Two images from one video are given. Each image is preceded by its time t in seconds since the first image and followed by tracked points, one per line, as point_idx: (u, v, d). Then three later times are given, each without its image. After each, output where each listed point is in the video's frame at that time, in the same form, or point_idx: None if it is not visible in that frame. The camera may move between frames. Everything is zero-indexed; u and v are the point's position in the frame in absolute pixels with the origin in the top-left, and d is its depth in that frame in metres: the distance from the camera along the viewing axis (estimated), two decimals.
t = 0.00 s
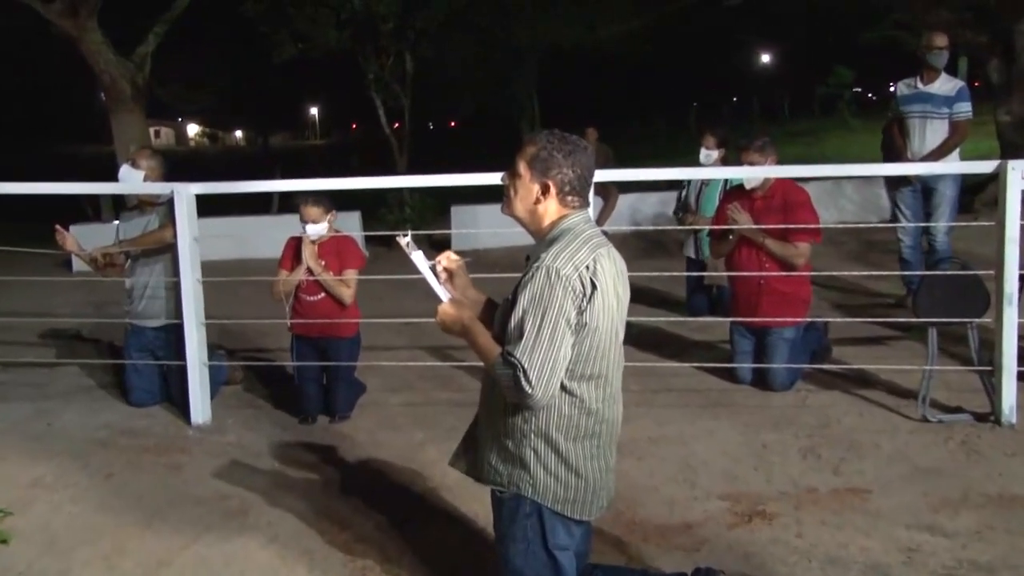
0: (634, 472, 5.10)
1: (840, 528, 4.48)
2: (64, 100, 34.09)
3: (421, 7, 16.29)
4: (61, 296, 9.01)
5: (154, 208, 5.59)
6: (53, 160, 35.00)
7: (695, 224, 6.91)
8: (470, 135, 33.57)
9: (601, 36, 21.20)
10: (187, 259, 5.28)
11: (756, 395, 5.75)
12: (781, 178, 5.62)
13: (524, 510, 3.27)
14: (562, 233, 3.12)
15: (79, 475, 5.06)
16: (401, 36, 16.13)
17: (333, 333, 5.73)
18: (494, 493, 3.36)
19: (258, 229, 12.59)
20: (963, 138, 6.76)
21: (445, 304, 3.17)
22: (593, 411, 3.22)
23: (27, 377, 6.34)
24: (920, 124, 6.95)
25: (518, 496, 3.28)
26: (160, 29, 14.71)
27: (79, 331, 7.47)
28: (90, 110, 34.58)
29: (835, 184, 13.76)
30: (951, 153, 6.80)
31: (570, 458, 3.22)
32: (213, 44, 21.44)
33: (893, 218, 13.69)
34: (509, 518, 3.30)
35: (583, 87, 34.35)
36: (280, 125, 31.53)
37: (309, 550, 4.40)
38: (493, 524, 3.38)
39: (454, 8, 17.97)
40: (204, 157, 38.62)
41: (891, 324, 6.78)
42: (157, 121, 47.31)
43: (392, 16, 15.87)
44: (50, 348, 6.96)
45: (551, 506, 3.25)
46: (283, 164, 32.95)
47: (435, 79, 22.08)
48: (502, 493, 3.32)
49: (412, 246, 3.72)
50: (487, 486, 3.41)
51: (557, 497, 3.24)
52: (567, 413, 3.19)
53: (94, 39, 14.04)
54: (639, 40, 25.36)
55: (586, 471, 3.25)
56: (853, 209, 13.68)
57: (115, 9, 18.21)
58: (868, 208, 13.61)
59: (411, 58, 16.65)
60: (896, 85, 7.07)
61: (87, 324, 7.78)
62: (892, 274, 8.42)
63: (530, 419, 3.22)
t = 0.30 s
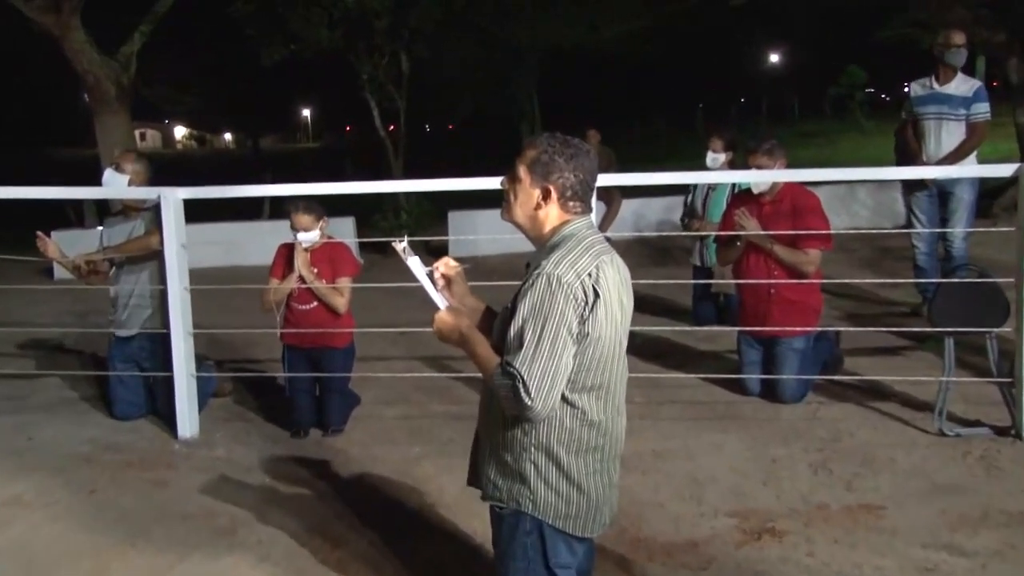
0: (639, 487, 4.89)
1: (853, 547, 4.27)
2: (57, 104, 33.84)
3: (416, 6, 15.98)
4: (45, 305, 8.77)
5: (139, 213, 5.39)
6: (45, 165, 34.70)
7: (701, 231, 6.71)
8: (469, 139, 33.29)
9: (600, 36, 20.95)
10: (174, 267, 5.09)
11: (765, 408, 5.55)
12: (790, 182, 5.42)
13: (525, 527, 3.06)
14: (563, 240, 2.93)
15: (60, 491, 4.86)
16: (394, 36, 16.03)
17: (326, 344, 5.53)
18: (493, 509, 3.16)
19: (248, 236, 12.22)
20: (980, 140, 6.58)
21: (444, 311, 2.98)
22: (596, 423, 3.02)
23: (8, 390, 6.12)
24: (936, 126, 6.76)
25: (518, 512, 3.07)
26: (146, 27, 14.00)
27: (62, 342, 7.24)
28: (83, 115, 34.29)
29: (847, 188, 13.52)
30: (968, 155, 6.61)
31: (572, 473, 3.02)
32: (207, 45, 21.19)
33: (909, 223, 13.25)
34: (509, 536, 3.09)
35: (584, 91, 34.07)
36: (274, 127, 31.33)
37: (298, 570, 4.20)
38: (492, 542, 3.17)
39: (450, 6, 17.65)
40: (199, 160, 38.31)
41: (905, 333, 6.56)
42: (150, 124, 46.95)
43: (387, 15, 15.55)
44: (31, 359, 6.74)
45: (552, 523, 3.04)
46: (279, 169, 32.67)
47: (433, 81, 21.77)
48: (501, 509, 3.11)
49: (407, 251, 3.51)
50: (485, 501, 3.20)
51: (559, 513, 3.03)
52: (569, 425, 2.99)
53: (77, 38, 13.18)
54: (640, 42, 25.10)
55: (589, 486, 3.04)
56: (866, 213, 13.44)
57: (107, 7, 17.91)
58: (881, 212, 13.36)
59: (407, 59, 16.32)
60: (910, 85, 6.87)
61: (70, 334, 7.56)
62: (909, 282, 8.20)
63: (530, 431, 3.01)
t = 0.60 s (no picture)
0: (643, 498, 4.69)
1: (868, 562, 4.08)
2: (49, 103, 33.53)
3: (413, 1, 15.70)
4: (31, 311, 8.53)
5: (125, 215, 5.19)
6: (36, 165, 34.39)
7: (710, 233, 6.52)
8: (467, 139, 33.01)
9: (598, 33, 20.68)
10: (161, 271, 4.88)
11: (774, 416, 5.35)
12: (801, 182, 5.21)
13: (526, 539, 2.86)
14: (563, 243, 2.76)
15: (40, 504, 4.65)
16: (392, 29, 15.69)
17: (318, 350, 5.33)
18: (492, 522, 2.96)
19: (241, 238, 11.89)
20: (1000, 139, 6.40)
21: (439, 315, 2.84)
22: (599, 432, 2.83)
23: None
24: (955, 124, 6.57)
25: (519, 525, 2.86)
26: (132, 21, 13.50)
27: (44, 349, 7.02)
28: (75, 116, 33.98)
29: (861, 188, 13.28)
30: (988, 154, 6.43)
31: (576, 484, 2.83)
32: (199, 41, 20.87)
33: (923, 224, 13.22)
34: (509, 549, 2.89)
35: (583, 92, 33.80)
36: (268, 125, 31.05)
37: None
38: (492, 557, 2.97)
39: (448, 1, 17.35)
40: (194, 160, 38.01)
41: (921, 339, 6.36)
42: (143, 125, 46.54)
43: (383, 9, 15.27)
44: (12, 367, 6.52)
45: (554, 536, 2.85)
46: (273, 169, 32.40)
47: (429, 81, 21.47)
48: (501, 522, 2.91)
49: (403, 254, 3.32)
50: (484, 514, 3.00)
51: (560, 525, 2.84)
52: (571, 434, 2.80)
53: (61, 32, 12.63)
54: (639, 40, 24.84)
55: (593, 499, 2.85)
56: (880, 215, 13.21)
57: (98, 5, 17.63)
58: (896, 214, 13.13)
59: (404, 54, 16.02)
60: (927, 81, 6.68)
61: (55, 340, 7.33)
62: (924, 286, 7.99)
63: (530, 440, 2.82)
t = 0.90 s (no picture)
0: (648, 509, 4.50)
1: None
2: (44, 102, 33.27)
3: None
4: (14, 314, 8.31)
5: (108, 214, 4.99)
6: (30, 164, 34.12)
7: (717, 232, 6.33)
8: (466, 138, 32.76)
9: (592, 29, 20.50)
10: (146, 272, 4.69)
11: (784, 423, 5.15)
12: (812, 179, 5.01)
13: (527, 551, 2.74)
14: (565, 243, 2.64)
15: (18, 516, 4.46)
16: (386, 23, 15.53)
17: (311, 355, 5.13)
18: (490, 533, 2.84)
19: (231, 238, 11.62)
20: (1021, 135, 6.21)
21: (435, 317, 2.74)
22: (602, 438, 2.72)
23: None
24: (974, 119, 6.38)
25: (519, 535, 2.75)
26: (116, 12, 12.90)
27: (24, 354, 6.81)
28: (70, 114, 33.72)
29: (875, 187, 13.06)
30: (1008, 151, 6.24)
31: (578, 493, 2.71)
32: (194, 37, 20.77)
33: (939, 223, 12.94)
34: (509, 561, 2.77)
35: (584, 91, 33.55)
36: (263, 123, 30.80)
37: None
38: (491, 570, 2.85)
39: None
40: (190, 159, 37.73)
41: (936, 343, 6.16)
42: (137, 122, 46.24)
43: None
44: None
45: (555, 547, 2.73)
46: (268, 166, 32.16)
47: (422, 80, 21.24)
48: (500, 533, 2.79)
49: (397, 254, 3.15)
50: (481, 525, 2.88)
51: (562, 536, 2.72)
52: (573, 441, 2.69)
53: (43, 22, 12.16)
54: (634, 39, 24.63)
55: (595, 508, 2.74)
56: (896, 215, 12.99)
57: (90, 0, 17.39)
58: (912, 214, 12.91)
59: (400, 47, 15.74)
60: (945, 75, 6.48)
61: (38, 345, 7.12)
62: (939, 288, 7.77)
63: (530, 446, 2.71)
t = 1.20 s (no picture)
0: (654, 521, 4.30)
1: None
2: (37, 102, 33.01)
3: None
4: None
5: (91, 214, 4.80)
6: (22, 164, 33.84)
7: (725, 232, 6.15)
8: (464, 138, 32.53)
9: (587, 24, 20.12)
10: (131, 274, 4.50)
11: (794, 431, 4.96)
12: (825, 176, 4.81)
13: (528, 563, 2.65)
14: (570, 245, 2.55)
15: None
16: (382, 14, 14.86)
17: (302, 360, 4.92)
18: (491, 544, 2.74)
19: (216, 240, 11.41)
20: None
21: (426, 319, 2.68)
22: (606, 446, 2.62)
23: None
24: (995, 114, 6.20)
25: (520, 547, 2.66)
26: (98, 4, 12.20)
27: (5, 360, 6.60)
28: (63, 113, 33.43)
29: (890, 185, 12.83)
30: None
31: (581, 503, 2.61)
32: (193, 36, 21.44)
33: (957, 223, 12.78)
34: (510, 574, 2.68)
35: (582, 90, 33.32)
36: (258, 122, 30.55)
37: None
38: None
39: None
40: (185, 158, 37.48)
41: (952, 347, 5.98)
42: (129, 121, 46.01)
43: None
44: None
45: (556, 559, 2.63)
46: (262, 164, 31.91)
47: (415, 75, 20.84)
48: (502, 543, 2.70)
49: (386, 256, 3.15)
50: (482, 535, 2.79)
51: (564, 548, 2.62)
52: (575, 449, 2.59)
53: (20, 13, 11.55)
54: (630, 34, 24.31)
55: (600, 519, 2.63)
56: (911, 217, 12.79)
57: None
58: (927, 216, 12.72)
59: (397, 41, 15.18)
60: (963, 67, 6.30)
61: (20, 350, 6.91)
62: (956, 290, 7.57)
63: (531, 455, 2.60)
